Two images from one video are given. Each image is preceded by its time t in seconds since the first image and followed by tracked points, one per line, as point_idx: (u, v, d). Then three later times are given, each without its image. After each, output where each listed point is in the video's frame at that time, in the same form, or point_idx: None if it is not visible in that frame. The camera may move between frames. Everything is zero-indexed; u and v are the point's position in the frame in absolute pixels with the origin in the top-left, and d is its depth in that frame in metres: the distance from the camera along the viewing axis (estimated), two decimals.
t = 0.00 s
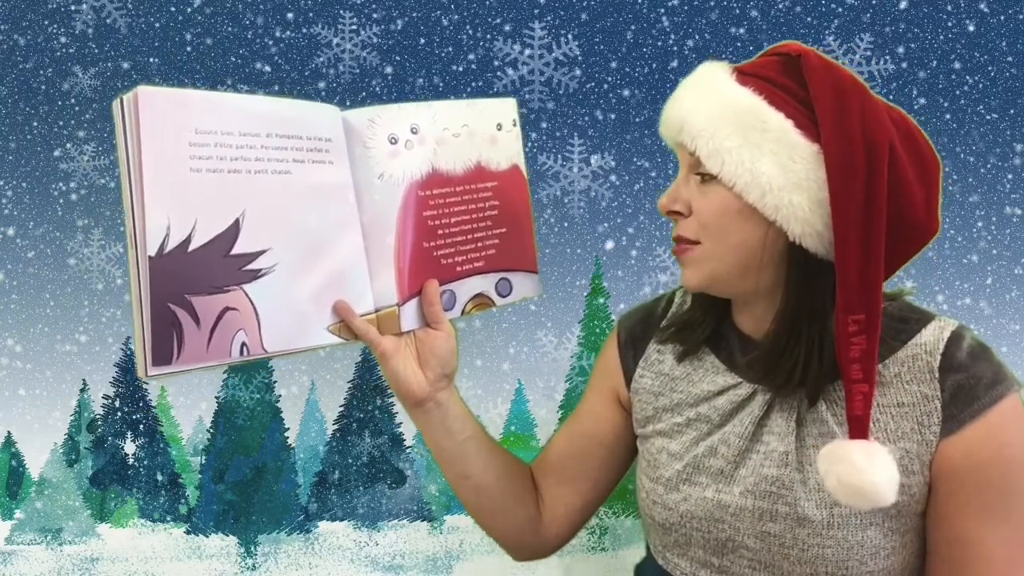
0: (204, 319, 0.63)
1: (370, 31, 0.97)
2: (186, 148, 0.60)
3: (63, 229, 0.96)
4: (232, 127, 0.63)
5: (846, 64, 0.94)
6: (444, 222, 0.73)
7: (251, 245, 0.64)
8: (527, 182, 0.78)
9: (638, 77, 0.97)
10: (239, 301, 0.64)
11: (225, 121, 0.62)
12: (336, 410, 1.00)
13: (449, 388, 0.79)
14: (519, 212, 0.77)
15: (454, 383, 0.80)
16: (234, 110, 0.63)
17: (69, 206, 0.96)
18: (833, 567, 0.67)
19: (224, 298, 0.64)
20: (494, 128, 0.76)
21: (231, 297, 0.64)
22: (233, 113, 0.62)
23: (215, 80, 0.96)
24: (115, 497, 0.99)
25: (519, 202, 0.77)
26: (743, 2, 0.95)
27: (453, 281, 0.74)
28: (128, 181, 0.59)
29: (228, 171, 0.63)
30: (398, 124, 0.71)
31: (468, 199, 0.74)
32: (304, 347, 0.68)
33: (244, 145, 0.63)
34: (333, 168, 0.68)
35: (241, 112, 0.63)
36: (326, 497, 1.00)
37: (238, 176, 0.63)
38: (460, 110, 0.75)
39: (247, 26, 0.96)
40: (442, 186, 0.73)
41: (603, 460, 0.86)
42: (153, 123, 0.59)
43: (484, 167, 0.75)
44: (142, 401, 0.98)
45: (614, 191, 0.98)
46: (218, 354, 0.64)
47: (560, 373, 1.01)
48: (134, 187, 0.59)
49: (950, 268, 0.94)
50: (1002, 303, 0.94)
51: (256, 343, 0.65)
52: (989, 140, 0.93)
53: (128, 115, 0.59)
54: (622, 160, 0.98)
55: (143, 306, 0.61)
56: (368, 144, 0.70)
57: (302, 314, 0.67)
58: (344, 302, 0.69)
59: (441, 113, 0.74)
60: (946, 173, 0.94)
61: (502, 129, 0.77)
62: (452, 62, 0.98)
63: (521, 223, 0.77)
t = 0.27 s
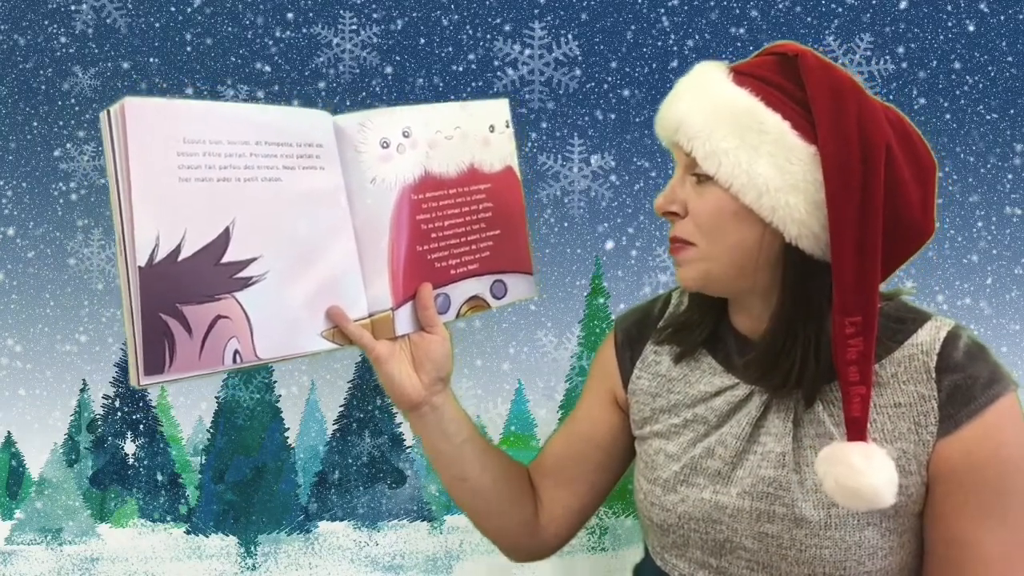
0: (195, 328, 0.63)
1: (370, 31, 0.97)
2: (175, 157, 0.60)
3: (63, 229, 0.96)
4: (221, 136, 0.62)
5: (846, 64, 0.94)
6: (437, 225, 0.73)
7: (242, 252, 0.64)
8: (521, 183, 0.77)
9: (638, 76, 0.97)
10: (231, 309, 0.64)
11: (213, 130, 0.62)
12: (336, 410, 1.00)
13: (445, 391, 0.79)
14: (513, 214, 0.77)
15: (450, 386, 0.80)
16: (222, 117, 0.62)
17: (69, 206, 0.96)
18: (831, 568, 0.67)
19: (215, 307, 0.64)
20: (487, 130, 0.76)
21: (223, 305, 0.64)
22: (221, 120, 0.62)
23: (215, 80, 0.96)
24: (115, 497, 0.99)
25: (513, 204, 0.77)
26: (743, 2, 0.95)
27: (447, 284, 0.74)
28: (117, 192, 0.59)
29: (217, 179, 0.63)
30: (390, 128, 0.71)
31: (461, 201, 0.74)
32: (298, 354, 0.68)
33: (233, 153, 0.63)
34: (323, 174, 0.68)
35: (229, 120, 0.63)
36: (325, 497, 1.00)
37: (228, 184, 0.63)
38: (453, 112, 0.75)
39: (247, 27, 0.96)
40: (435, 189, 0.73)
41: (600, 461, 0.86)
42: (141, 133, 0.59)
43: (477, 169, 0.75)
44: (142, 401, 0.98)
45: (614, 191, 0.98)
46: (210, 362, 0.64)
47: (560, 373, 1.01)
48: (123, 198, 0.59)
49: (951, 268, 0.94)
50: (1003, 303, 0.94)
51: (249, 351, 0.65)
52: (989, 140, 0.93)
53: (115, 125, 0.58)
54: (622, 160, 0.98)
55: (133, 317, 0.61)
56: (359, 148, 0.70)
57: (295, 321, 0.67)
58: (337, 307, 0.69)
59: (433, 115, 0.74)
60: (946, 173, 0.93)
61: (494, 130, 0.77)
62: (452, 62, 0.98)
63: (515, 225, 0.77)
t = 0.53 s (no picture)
0: (192, 334, 0.63)
1: (370, 31, 0.97)
2: (170, 163, 0.60)
3: (63, 229, 0.96)
4: (217, 141, 0.62)
5: (846, 64, 0.94)
6: (434, 228, 0.73)
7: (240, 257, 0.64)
8: (517, 185, 0.77)
9: (638, 77, 0.97)
10: (228, 314, 0.64)
11: (208, 135, 0.62)
12: (336, 410, 1.00)
13: (443, 394, 0.79)
14: (510, 216, 0.77)
15: (448, 389, 0.80)
16: (217, 123, 0.62)
17: (69, 206, 0.96)
18: (830, 567, 0.67)
19: (212, 313, 0.64)
20: (483, 132, 0.76)
21: (220, 311, 0.64)
22: (216, 126, 0.62)
23: (215, 79, 0.96)
24: (115, 497, 0.99)
25: (509, 206, 0.77)
26: (743, 2, 0.95)
27: (444, 287, 0.74)
28: (112, 199, 0.59)
29: (213, 185, 0.63)
30: (386, 131, 0.71)
31: (458, 204, 0.74)
32: (296, 359, 0.68)
33: (228, 159, 0.63)
34: (320, 178, 0.67)
35: (224, 125, 0.63)
36: (325, 497, 1.00)
37: (224, 190, 0.63)
38: (449, 114, 0.74)
39: (246, 26, 0.96)
40: (431, 191, 0.73)
41: (598, 462, 0.86)
42: (135, 139, 0.59)
43: (473, 171, 0.75)
44: (142, 401, 0.98)
45: (614, 191, 0.98)
46: (208, 368, 0.64)
47: (560, 373, 1.01)
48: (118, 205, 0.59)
49: (951, 268, 0.94)
50: (1003, 303, 0.94)
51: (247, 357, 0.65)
52: (989, 140, 0.93)
53: (109, 132, 0.58)
54: (622, 160, 0.98)
55: (131, 324, 0.61)
56: (355, 151, 0.69)
57: (293, 326, 0.67)
58: (336, 311, 0.69)
59: (429, 118, 0.73)
60: (946, 173, 0.93)
61: (491, 132, 0.76)
62: (452, 62, 0.98)
63: (512, 227, 0.77)
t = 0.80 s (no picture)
0: (188, 334, 0.63)
1: (370, 31, 0.97)
2: (167, 162, 0.60)
3: (63, 229, 0.96)
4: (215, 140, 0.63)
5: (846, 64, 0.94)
6: (433, 229, 0.73)
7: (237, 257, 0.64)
8: (517, 186, 0.78)
9: (638, 76, 0.97)
10: (224, 314, 0.64)
11: (206, 134, 0.62)
12: (336, 410, 1.00)
13: (440, 395, 0.79)
14: (509, 217, 0.77)
15: (445, 390, 0.80)
16: (215, 122, 0.62)
17: (69, 206, 0.96)
18: (828, 566, 0.67)
19: (209, 313, 0.64)
20: (482, 132, 0.76)
21: (216, 311, 0.64)
22: (215, 125, 0.62)
23: (215, 79, 0.96)
24: (115, 497, 0.99)
25: (508, 206, 0.77)
26: (743, 2, 0.95)
27: (442, 288, 0.74)
28: (108, 198, 0.59)
29: (210, 184, 0.63)
30: (384, 130, 0.71)
31: (457, 204, 0.74)
32: (293, 359, 0.68)
33: (226, 158, 0.63)
34: (317, 178, 0.68)
35: (223, 124, 0.63)
36: (325, 497, 1.00)
37: (222, 189, 0.63)
38: (450, 114, 0.74)
39: (247, 26, 0.96)
40: (432, 192, 0.73)
41: (594, 462, 0.86)
42: (132, 137, 0.59)
43: (472, 171, 0.75)
44: (142, 401, 0.98)
45: (614, 191, 0.98)
46: (203, 368, 0.64)
47: (560, 373, 1.01)
48: (115, 204, 0.59)
49: (951, 268, 0.94)
50: (1003, 303, 0.94)
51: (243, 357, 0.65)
52: (989, 140, 0.93)
53: (107, 130, 0.59)
54: (622, 160, 0.98)
55: (126, 324, 0.61)
56: (354, 151, 0.69)
57: (289, 327, 0.67)
58: (332, 312, 0.69)
59: (430, 117, 0.73)
60: (946, 173, 0.93)
61: (490, 132, 0.77)
62: (452, 62, 0.98)
63: (511, 227, 0.78)
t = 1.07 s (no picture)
0: (185, 340, 0.63)
1: (370, 31, 0.97)
2: (163, 166, 0.60)
3: (63, 229, 0.96)
4: (212, 143, 0.62)
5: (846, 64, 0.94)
6: (432, 231, 0.73)
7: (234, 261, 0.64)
8: (514, 187, 0.78)
9: (638, 76, 0.97)
10: (221, 319, 0.64)
11: (203, 137, 0.62)
12: (336, 410, 1.00)
13: (438, 399, 0.79)
14: (507, 218, 0.78)
15: (444, 394, 0.80)
16: (211, 124, 0.62)
17: (69, 206, 0.96)
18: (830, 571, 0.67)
19: (206, 318, 0.64)
20: (480, 133, 0.76)
21: (213, 316, 0.64)
22: (212, 127, 0.62)
23: (215, 80, 0.96)
24: (115, 497, 0.99)
25: (507, 207, 0.78)
26: (743, 2, 0.95)
27: (440, 291, 0.75)
28: (104, 203, 0.59)
29: (207, 188, 0.62)
30: (383, 131, 0.70)
31: (456, 206, 0.74)
32: (291, 363, 0.68)
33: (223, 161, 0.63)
34: (316, 180, 0.67)
35: (219, 126, 0.62)
36: (326, 497, 1.00)
37: (219, 193, 0.63)
38: (449, 114, 0.74)
39: (247, 26, 0.96)
40: (431, 193, 0.73)
41: (592, 465, 0.86)
42: (128, 141, 0.58)
43: (471, 172, 0.75)
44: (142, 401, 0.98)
45: (614, 191, 0.98)
46: (201, 375, 0.64)
47: (560, 373, 1.01)
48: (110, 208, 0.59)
49: (950, 268, 0.94)
50: (1003, 303, 0.94)
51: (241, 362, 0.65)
52: (989, 140, 0.93)
53: (102, 133, 0.58)
54: (622, 160, 0.98)
55: (122, 330, 0.60)
56: (352, 152, 0.69)
57: (287, 330, 0.67)
58: (331, 316, 0.69)
59: (429, 118, 0.73)
60: (946, 173, 0.93)
61: (488, 133, 0.77)
62: (452, 62, 0.98)
63: (509, 229, 0.78)
